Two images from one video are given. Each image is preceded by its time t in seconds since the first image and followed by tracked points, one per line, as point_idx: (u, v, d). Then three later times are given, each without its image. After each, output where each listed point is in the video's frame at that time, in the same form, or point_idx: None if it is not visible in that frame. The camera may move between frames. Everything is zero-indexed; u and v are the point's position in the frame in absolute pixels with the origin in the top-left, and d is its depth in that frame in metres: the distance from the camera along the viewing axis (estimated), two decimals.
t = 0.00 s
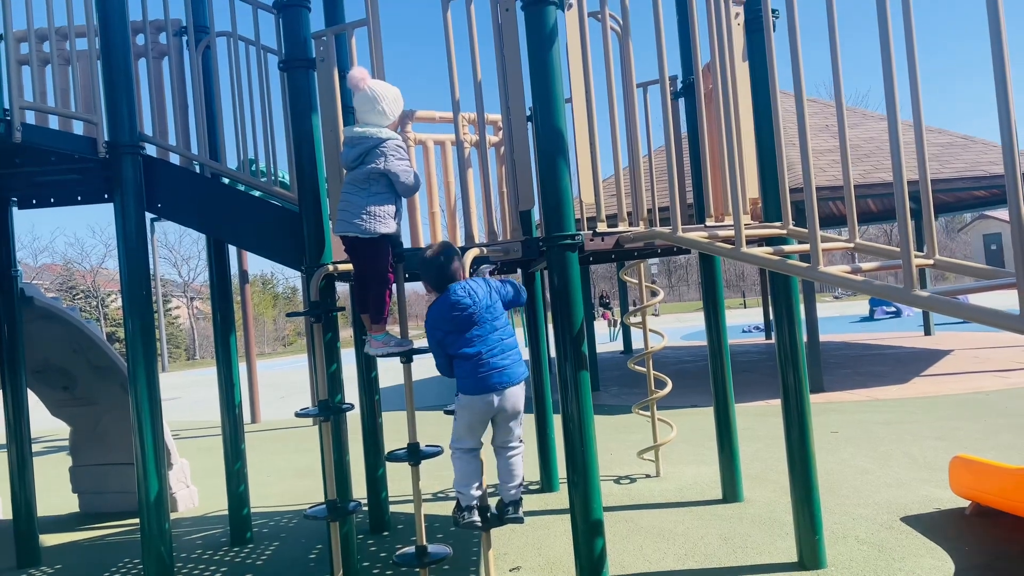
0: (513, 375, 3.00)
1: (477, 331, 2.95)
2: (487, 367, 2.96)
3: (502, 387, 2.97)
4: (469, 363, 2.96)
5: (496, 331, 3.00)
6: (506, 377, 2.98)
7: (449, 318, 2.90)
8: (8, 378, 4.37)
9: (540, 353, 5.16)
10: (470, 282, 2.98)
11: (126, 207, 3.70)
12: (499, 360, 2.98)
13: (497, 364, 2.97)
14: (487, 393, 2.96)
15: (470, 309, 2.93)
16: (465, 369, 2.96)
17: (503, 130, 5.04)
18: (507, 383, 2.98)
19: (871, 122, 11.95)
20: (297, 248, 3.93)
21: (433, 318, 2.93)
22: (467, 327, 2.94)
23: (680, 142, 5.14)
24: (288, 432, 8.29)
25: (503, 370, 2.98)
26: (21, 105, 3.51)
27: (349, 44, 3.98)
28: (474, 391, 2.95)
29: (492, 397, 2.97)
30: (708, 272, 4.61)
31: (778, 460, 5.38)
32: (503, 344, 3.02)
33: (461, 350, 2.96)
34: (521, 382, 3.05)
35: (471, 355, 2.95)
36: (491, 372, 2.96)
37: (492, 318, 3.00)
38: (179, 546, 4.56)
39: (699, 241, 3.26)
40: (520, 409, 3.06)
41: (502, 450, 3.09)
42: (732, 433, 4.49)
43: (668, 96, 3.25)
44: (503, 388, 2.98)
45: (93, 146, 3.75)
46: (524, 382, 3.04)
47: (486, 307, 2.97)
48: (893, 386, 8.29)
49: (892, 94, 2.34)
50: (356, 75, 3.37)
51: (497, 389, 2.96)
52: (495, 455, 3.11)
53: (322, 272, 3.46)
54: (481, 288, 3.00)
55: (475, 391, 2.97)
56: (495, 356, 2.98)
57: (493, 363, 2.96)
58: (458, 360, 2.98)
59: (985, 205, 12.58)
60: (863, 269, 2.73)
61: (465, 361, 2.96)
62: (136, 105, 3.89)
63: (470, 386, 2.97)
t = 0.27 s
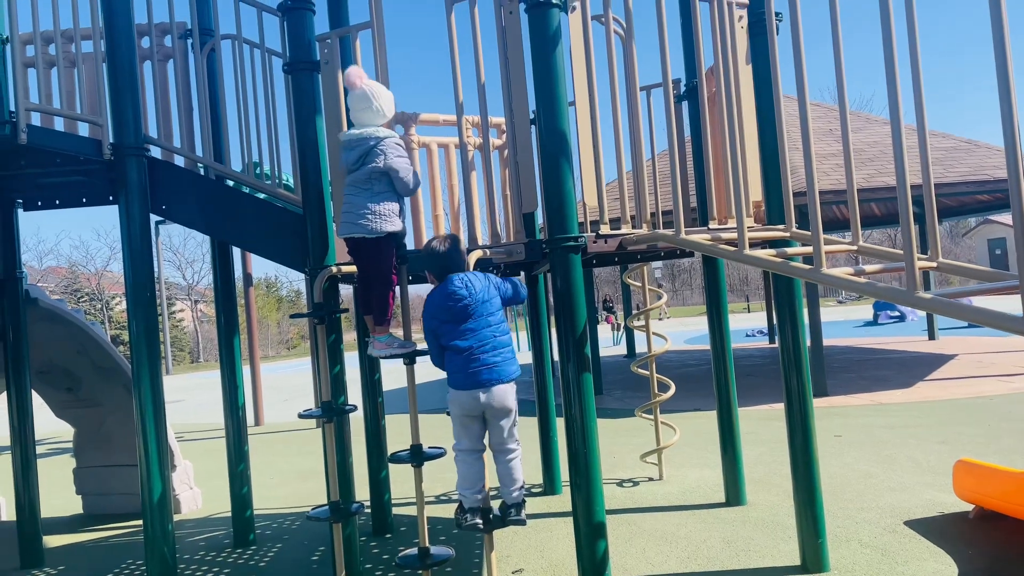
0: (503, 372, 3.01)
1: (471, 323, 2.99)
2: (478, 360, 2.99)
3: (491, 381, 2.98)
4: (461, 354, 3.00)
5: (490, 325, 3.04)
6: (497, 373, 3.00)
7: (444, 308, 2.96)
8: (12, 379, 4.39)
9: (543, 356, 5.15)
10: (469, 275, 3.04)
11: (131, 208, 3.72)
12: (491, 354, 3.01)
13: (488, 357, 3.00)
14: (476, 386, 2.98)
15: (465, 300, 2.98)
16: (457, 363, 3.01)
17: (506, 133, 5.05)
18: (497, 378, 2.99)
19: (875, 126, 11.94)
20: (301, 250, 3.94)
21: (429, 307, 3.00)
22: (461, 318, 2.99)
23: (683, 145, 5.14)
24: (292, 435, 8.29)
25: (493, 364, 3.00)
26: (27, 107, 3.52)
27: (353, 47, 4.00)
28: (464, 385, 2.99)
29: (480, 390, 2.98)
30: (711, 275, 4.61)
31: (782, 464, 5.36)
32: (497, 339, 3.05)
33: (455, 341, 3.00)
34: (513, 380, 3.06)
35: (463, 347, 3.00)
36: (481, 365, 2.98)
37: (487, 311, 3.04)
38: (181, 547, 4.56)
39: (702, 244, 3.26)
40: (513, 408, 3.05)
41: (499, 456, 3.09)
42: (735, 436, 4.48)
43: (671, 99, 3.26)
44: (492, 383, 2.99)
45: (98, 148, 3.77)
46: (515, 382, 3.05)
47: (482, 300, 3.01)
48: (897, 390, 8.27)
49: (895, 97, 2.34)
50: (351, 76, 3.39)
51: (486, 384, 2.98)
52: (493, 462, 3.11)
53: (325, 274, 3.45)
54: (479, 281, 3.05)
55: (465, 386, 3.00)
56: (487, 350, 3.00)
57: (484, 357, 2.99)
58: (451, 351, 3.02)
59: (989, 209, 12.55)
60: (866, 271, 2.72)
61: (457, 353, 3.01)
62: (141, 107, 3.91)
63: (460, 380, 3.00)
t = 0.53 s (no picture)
0: (500, 374, 3.02)
1: (468, 325, 3.00)
2: (475, 363, 3.00)
3: (488, 384, 2.99)
4: (458, 356, 3.01)
5: (488, 328, 3.04)
6: (494, 375, 3.00)
7: (442, 309, 2.98)
8: (18, 380, 4.40)
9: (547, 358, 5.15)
10: (468, 277, 3.04)
11: (137, 210, 3.74)
12: (488, 356, 3.01)
13: (485, 359, 3.00)
14: (472, 389, 2.99)
15: (463, 302, 2.99)
16: (454, 365, 3.03)
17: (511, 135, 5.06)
18: (493, 381, 2.99)
19: (881, 129, 11.91)
20: (305, 252, 3.96)
21: (427, 308, 3.02)
22: (459, 320, 3.00)
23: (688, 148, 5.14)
24: (296, 437, 8.30)
25: (490, 367, 3.00)
26: (34, 109, 3.54)
27: (359, 50, 4.01)
28: (460, 387, 3.00)
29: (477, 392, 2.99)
30: (716, 278, 4.60)
31: (786, 468, 5.35)
32: (495, 341, 3.06)
33: (452, 342, 3.02)
34: (511, 382, 3.06)
35: (460, 349, 3.01)
36: (478, 367, 2.99)
37: (485, 313, 3.04)
38: (186, 548, 4.57)
39: (707, 247, 3.25)
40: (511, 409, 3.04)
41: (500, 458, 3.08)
42: (739, 440, 4.47)
43: (676, 102, 3.26)
44: (489, 386, 2.99)
45: (104, 150, 3.79)
46: (512, 384, 3.04)
47: (480, 302, 3.02)
48: (902, 394, 8.24)
49: (900, 100, 2.34)
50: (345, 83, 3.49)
51: (483, 386, 2.98)
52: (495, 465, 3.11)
53: (330, 276, 3.46)
54: (478, 283, 3.06)
55: (462, 388, 3.02)
56: (484, 352, 3.01)
57: (480, 359, 3.00)
58: (449, 352, 3.04)
59: (996, 213, 12.51)
60: (871, 275, 2.71)
61: (453, 355, 3.02)
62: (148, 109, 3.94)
63: (457, 381, 3.02)
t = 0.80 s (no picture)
0: (494, 377, 3.01)
1: (462, 327, 3.01)
2: (468, 365, 3.01)
3: (481, 386, 2.99)
4: (452, 358, 3.03)
5: (484, 330, 3.04)
6: (487, 378, 3.00)
7: (437, 311, 3.00)
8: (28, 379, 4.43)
9: (553, 360, 5.15)
10: (465, 280, 3.06)
11: (146, 211, 3.77)
12: (482, 359, 3.02)
13: (479, 362, 3.01)
14: (465, 391, 3.00)
15: (458, 305, 3.01)
16: (449, 367, 3.05)
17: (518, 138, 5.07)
18: (486, 384, 3.00)
19: (889, 133, 11.88)
20: (313, 254, 3.97)
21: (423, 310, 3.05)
22: (454, 322, 3.01)
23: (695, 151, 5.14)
24: (302, 438, 8.32)
25: (484, 369, 3.00)
26: (45, 110, 3.57)
27: (366, 52, 4.03)
28: (455, 389, 3.02)
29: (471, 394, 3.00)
30: (722, 281, 4.60)
31: (792, 471, 5.34)
32: (491, 344, 3.06)
33: (447, 344, 3.04)
34: (506, 386, 3.05)
35: (454, 352, 3.02)
36: (471, 370, 3.00)
37: (481, 316, 3.04)
38: (193, 548, 4.59)
39: (714, 249, 3.25)
40: (505, 410, 3.02)
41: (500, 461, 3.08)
42: (746, 443, 4.46)
43: (683, 105, 3.26)
44: (482, 388, 2.99)
45: (114, 152, 3.81)
46: (507, 387, 3.03)
47: (476, 304, 3.03)
48: (910, 398, 8.20)
49: (908, 102, 2.34)
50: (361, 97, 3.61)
51: (476, 388, 2.99)
52: (498, 468, 3.13)
53: (338, 278, 3.45)
54: (475, 286, 3.07)
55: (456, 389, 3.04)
56: (478, 355, 3.01)
57: (474, 362, 3.00)
58: (444, 354, 3.06)
59: (1005, 217, 12.44)
60: (878, 277, 2.71)
61: (449, 358, 3.04)
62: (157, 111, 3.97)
63: (452, 384, 3.05)
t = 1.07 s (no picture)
0: (489, 382, 3.00)
1: (461, 329, 3.00)
2: (463, 369, 3.00)
3: (473, 390, 2.98)
4: (448, 360, 3.03)
5: (481, 335, 3.02)
6: (480, 383, 2.99)
7: (437, 311, 2.99)
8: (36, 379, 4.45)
9: (559, 362, 5.14)
10: (468, 282, 3.04)
11: (154, 212, 3.78)
12: (478, 363, 3.01)
13: (474, 365, 3.00)
14: (459, 393, 3.00)
15: (459, 307, 2.99)
16: (444, 369, 3.04)
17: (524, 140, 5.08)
18: (478, 389, 2.99)
19: (896, 135, 11.84)
20: (319, 255, 3.97)
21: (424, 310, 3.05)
22: (453, 324, 3.01)
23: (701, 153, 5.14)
24: (308, 439, 8.33)
25: (478, 373, 2.99)
26: (53, 112, 3.59)
27: (374, 54, 4.04)
28: (448, 391, 3.02)
29: (464, 397, 3.00)
30: (729, 283, 4.59)
31: (799, 475, 5.31)
32: (489, 348, 3.04)
33: (445, 345, 3.03)
34: (500, 391, 3.03)
35: (450, 354, 3.02)
36: (466, 373, 2.99)
37: (480, 321, 3.02)
38: (199, 549, 4.60)
39: (721, 252, 3.24)
40: (496, 410, 3.00)
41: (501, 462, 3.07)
42: (752, 446, 4.44)
43: (690, 107, 3.25)
44: (476, 392, 2.99)
45: (122, 152, 3.83)
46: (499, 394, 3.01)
47: (476, 307, 3.01)
48: (917, 402, 8.16)
49: (916, 104, 2.33)
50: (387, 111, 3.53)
51: (467, 392, 2.99)
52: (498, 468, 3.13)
53: (344, 279, 3.46)
54: (478, 288, 3.05)
55: (448, 391, 3.04)
56: (475, 359, 3.00)
57: (468, 366, 2.99)
58: (440, 355, 3.05)
59: (1013, 220, 12.38)
60: (886, 281, 2.70)
61: (443, 359, 3.04)
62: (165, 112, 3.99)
63: (445, 385, 3.04)
